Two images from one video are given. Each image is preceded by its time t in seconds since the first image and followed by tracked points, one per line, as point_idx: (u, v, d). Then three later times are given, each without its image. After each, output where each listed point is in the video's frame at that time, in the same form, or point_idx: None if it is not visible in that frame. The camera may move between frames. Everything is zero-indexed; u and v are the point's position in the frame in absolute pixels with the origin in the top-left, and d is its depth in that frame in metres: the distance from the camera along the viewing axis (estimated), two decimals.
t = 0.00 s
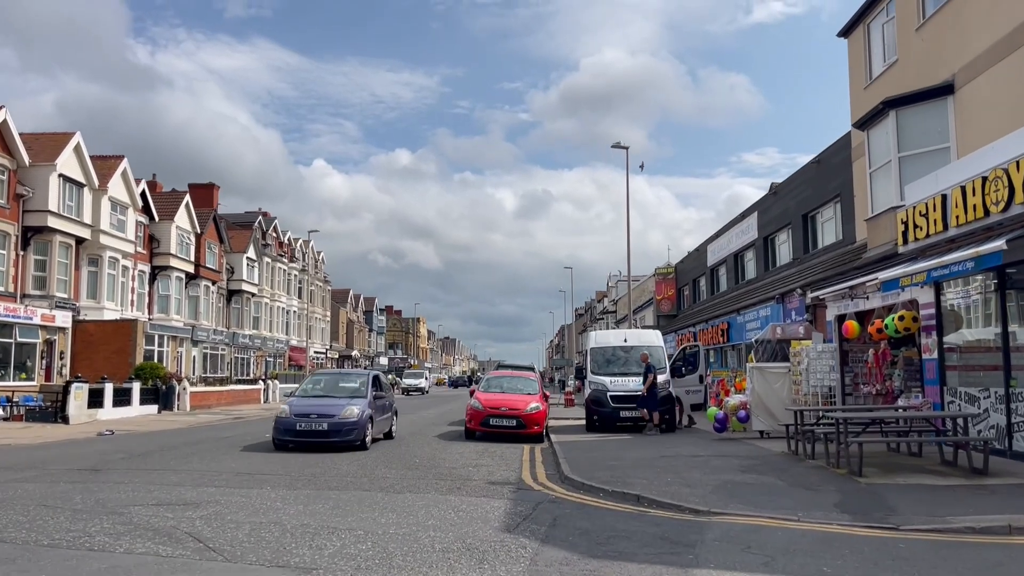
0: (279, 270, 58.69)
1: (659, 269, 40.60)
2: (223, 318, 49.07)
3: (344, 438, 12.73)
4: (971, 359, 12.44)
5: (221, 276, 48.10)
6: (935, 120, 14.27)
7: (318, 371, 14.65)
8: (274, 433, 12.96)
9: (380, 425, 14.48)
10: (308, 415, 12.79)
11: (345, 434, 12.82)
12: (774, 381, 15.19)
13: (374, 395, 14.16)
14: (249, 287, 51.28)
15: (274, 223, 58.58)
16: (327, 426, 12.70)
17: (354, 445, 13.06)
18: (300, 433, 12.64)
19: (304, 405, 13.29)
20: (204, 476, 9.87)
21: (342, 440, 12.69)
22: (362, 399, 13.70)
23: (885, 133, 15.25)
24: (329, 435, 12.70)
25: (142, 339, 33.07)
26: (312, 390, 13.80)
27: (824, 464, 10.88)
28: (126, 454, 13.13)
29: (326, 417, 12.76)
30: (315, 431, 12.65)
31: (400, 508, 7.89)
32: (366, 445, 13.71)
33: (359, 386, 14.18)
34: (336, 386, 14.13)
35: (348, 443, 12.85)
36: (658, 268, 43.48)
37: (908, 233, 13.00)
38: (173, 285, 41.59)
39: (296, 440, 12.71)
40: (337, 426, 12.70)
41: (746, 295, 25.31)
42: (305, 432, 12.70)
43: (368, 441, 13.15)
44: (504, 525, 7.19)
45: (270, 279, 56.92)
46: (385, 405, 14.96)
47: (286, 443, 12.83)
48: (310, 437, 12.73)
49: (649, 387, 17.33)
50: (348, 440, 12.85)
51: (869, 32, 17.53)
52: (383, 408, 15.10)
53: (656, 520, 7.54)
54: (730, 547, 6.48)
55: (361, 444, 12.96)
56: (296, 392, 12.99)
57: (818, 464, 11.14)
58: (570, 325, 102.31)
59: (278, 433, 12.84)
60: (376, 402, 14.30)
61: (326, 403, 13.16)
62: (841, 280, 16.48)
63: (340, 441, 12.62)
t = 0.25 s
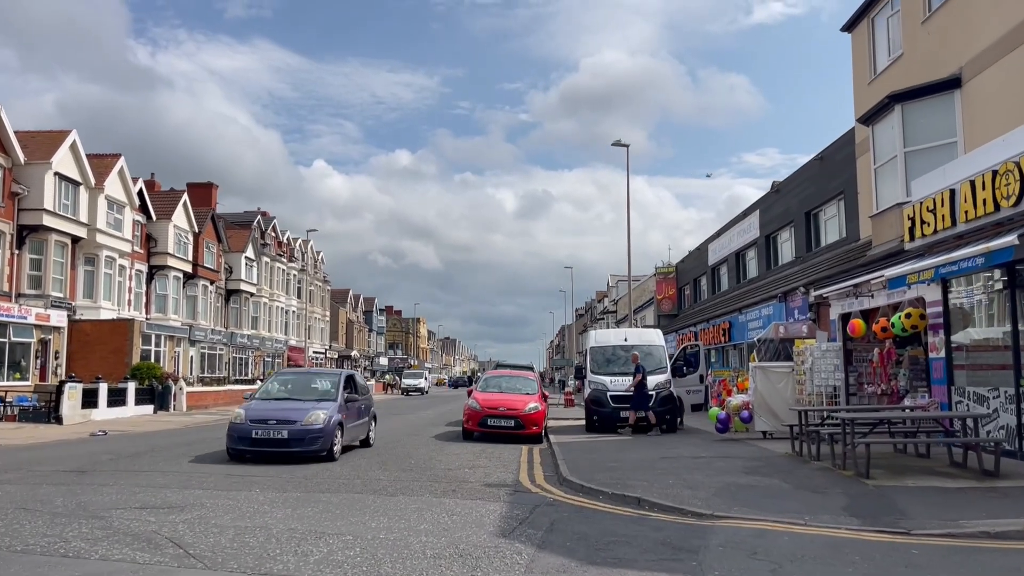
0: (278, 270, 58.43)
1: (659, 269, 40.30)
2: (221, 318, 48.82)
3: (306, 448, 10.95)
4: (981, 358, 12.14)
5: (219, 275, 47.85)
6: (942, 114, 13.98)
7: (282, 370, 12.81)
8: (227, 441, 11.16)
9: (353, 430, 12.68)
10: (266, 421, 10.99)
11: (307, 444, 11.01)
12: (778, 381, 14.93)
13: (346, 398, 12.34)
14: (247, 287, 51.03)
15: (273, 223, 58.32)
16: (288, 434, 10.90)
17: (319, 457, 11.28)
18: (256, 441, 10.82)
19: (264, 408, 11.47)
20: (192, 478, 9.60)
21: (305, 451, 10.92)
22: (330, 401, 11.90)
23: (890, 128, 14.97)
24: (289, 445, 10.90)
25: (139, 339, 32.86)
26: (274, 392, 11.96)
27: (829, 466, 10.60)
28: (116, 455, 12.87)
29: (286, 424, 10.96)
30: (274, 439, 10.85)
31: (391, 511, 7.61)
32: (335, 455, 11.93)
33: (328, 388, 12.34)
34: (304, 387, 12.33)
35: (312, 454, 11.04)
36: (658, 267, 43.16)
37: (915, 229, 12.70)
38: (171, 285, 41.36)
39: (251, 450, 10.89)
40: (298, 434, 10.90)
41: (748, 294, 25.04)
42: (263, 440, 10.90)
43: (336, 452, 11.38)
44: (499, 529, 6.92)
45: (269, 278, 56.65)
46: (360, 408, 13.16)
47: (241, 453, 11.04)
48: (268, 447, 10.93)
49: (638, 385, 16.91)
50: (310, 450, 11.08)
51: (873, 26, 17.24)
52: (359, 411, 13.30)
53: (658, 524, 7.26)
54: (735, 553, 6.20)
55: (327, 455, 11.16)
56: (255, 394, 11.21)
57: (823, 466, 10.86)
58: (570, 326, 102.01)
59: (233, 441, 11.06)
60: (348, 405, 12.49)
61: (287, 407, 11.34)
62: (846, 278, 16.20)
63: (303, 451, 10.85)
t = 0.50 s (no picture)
0: (276, 270, 58.12)
1: (660, 269, 39.98)
2: (219, 319, 48.50)
3: (244, 467, 8.91)
4: (991, 360, 11.81)
5: (217, 275, 47.54)
6: (950, 109, 13.64)
7: (228, 370, 10.77)
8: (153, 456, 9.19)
9: (311, 444, 10.61)
10: (197, 432, 9.00)
11: (246, 461, 8.97)
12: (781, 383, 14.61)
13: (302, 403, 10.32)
14: (245, 287, 50.71)
15: (272, 223, 58.00)
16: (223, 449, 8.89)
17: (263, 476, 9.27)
18: (184, 458, 8.84)
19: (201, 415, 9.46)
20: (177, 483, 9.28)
21: (244, 470, 8.93)
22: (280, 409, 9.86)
23: (896, 124, 14.64)
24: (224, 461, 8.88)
25: (134, 339, 32.52)
26: (216, 396, 10.00)
27: (835, 471, 10.26)
28: (103, 458, 12.54)
29: (221, 438, 8.94)
30: (204, 455, 8.84)
31: (380, 520, 7.28)
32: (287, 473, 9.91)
33: (280, 392, 10.29)
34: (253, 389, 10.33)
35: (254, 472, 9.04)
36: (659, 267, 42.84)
37: (924, 226, 12.37)
38: (168, 285, 41.06)
39: (179, 468, 8.91)
40: (234, 450, 8.87)
41: (749, 294, 24.72)
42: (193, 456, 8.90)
43: (285, 470, 9.39)
44: (493, 540, 6.59)
45: (267, 278, 56.34)
46: (321, 417, 11.09)
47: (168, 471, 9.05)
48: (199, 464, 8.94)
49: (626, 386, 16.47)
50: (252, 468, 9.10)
51: (878, 21, 16.92)
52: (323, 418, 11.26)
53: (659, 534, 6.93)
54: (740, 565, 5.88)
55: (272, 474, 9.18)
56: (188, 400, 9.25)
57: (829, 471, 10.53)
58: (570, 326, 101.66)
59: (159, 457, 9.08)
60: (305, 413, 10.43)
61: (224, 416, 9.32)
62: (850, 278, 15.87)
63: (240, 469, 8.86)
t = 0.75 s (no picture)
0: (275, 269, 57.88)
1: (660, 267, 39.73)
2: (216, 318, 48.27)
3: (159, 487, 7.26)
4: (999, 359, 11.58)
5: (215, 274, 47.30)
6: (954, 102, 13.37)
7: (158, 367, 9.09)
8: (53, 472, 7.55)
9: (254, 456, 8.89)
10: (103, 442, 7.35)
11: (162, 479, 7.30)
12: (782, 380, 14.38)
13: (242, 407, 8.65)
14: (243, 286, 50.48)
15: (270, 222, 57.73)
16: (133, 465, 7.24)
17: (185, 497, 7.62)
18: (85, 474, 7.21)
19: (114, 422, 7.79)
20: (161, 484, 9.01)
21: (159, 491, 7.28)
22: (213, 415, 8.17)
23: (900, 117, 14.36)
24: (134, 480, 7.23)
25: (130, 338, 32.33)
26: (140, 399, 8.40)
27: (838, 471, 9.99)
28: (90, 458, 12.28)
29: (133, 449, 7.29)
30: (111, 472, 7.21)
31: (366, 522, 7.02)
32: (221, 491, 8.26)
33: (215, 395, 8.59)
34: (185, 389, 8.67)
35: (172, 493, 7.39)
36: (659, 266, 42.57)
37: (929, 221, 12.09)
38: (165, 283, 40.82)
39: (81, 487, 7.29)
40: (148, 466, 7.23)
41: (750, 292, 24.46)
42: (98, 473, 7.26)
43: (216, 490, 7.77)
44: (483, 544, 6.31)
45: (265, 277, 56.10)
46: (270, 424, 9.37)
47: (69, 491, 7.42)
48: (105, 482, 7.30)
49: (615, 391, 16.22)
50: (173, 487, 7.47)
51: (881, 14, 16.63)
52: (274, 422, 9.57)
53: (657, 537, 6.66)
54: (739, 570, 5.62)
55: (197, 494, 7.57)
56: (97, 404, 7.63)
57: (831, 470, 10.27)
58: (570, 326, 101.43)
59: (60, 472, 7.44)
60: (246, 419, 8.71)
61: (141, 423, 7.69)
62: (852, 275, 15.61)
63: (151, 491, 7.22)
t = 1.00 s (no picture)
0: (272, 268, 57.58)
1: (659, 266, 39.45)
2: (213, 317, 47.97)
3: None
4: (1005, 359, 11.28)
5: (211, 273, 47.01)
6: (958, 96, 13.07)
7: (40, 368, 7.27)
8: None
9: (153, 480, 6.95)
10: None
11: None
12: (783, 381, 14.08)
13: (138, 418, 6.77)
14: (240, 285, 50.18)
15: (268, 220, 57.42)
16: None
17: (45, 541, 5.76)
18: None
19: None
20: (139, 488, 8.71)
21: None
22: (89, 430, 6.30)
23: (903, 112, 14.06)
24: None
25: (125, 337, 32.08)
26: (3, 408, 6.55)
27: (840, 475, 9.69)
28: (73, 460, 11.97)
29: None
30: None
31: (349, 529, 6.73)
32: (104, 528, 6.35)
33: (96, 405, 6.68)
34: (61, 396, 6.76)
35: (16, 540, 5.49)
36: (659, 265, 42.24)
37: (933, 218, 11.79)
38: (160, 283, 40.53)
39: None
40: None
41: (750, 291, 24.18)
42: None
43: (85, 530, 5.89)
44: (469, 554, 6.01)
45: (263, 276, 55.79)
46: (179, 438, 7.41)
47: None
48: None
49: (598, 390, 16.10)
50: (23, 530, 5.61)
51: (883, 7, 16.33)
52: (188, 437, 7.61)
53: (652, 546, 6.36)
54: None
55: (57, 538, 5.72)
56: None
57: (833, 474, 9.98)
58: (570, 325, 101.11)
59: None
60: (139, 433, 6.77)
61: None
62: (854, 273, 15.30)
63: None
